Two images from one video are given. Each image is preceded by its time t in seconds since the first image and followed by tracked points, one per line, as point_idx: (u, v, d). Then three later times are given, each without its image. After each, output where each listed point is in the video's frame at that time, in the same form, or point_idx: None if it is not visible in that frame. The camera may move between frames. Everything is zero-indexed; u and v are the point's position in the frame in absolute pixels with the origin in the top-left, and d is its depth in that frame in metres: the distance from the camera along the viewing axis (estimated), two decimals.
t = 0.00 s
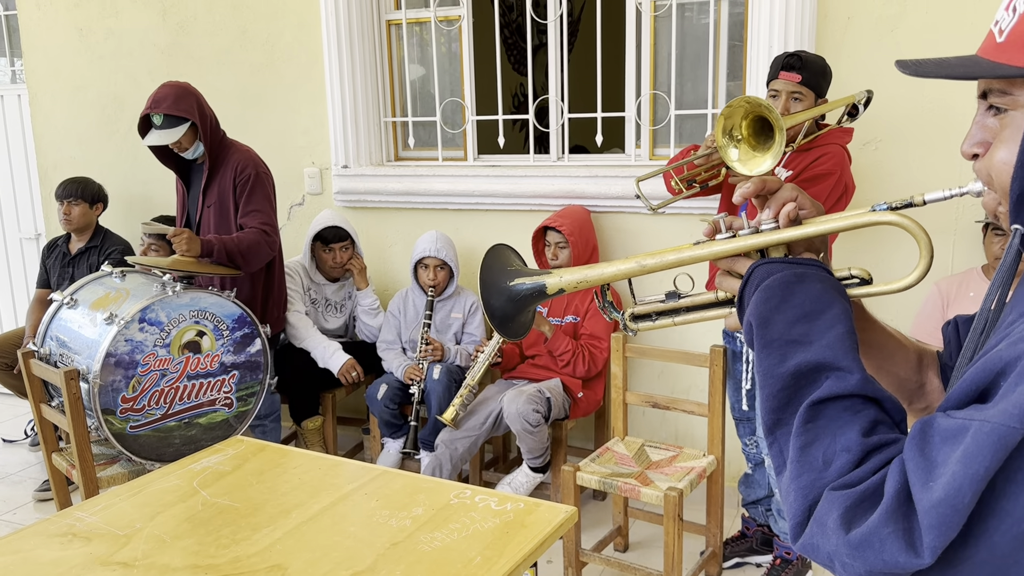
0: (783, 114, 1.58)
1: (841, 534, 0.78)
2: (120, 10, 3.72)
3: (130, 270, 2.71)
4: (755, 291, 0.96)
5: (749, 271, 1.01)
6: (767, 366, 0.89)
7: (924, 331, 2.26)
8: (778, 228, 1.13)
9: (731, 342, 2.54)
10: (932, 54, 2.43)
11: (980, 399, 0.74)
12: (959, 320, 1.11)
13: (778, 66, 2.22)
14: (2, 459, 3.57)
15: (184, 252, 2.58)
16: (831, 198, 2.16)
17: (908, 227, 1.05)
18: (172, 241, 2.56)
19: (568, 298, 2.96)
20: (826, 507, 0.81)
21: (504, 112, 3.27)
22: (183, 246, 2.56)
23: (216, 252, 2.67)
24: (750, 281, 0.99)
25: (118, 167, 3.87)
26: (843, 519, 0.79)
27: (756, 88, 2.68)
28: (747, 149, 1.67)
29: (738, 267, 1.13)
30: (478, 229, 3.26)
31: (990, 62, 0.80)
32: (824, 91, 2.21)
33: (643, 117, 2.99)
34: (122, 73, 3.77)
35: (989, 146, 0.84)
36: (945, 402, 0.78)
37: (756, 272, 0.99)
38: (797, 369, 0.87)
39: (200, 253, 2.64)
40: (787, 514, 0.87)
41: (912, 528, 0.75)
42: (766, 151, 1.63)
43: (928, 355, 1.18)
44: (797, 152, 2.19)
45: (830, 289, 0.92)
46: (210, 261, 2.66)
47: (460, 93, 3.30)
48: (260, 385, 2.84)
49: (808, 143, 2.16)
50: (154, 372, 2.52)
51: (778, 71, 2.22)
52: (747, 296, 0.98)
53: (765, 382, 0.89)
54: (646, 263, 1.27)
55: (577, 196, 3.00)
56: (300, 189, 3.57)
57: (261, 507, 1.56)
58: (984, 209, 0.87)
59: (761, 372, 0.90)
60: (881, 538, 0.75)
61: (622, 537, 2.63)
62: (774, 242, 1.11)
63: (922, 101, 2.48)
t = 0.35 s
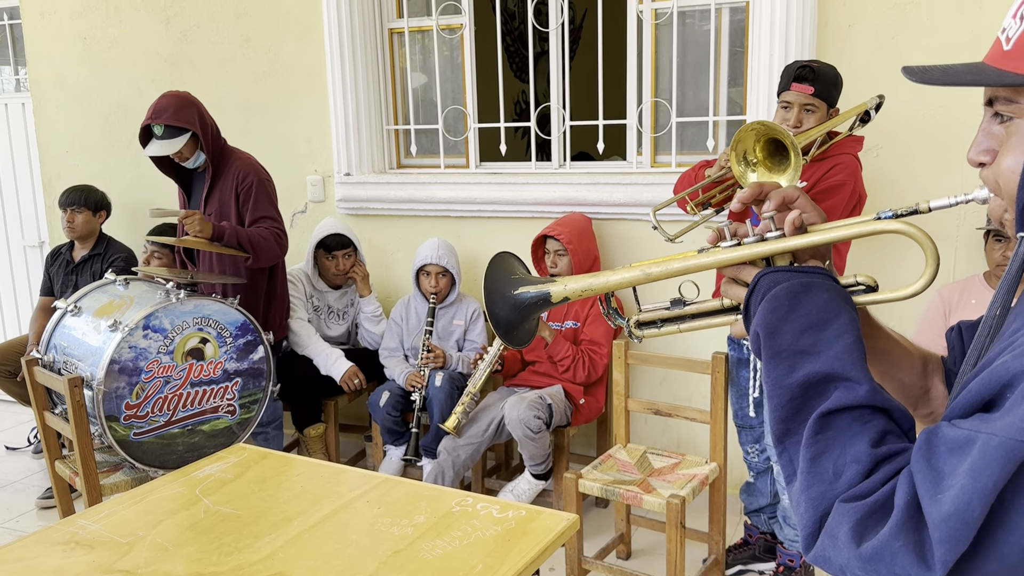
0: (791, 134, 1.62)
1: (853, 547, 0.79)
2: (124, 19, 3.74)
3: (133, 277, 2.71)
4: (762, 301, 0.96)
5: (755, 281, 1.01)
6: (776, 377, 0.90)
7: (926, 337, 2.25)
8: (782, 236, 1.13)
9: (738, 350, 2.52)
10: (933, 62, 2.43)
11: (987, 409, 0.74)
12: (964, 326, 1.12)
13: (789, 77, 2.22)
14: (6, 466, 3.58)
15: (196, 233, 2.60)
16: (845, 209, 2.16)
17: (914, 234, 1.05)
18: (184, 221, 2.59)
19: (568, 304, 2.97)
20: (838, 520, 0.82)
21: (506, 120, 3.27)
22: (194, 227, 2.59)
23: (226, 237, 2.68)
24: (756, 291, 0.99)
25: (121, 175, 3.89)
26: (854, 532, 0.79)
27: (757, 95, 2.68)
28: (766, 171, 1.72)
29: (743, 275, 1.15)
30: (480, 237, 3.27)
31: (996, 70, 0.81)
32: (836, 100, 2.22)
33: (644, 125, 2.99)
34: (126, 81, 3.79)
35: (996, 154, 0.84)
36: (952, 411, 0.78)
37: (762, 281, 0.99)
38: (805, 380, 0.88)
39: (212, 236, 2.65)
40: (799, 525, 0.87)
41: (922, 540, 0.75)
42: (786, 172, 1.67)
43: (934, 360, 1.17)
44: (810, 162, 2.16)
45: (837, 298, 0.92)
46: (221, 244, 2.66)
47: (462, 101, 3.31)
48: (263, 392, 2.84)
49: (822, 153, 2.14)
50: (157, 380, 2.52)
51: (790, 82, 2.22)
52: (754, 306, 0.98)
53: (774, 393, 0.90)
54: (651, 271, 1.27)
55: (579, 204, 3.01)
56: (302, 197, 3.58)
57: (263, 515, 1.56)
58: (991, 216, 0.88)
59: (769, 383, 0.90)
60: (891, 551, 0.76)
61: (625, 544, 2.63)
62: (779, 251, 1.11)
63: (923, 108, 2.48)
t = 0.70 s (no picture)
0: (807, 138, 1.59)
1: (855, 554, 0.79)
2: (130, 29, 3.77)
3: (139, 286, 2.74)
4: (763, 309, 0.97)
5: (756, 289, 1.02)
6: (776, 385, 0.90)
7: (929, 345, 2.25)
8: (784, 245, 1.14)
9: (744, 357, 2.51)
10: (935, 69, 2.44)
11: (988, 416, 0.74)
12: (964, 337, 1.12)
13: (805, 86, 2.23)
14: (11, 474, 3.59)
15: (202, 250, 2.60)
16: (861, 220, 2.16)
17: (914, 244, 1.06)
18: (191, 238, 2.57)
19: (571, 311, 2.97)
20: (840, 527, 0.82)
21: (509, 128, 3.29)
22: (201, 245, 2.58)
23: (233, 252, 2.69)
24: (757, 299, 1.00)
25: (127, 184, 3.91)
26: (857, 539, 0.80)
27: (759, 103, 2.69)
28: (781, 177, 1.69)
29: (746, 283, 1.16)
30: (484, 244, 3.28)
31: (993, 83, 0.81)
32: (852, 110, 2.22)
33: (647, 133, 3.00)
34: (132, 90, 3.81)
35: (995, 165, 0.85)
36: (953, 418, 0.79)
37: (764, 290, 1.00)
38: (806, 389, 0.88)
39: (219, 253, 2.66)
40: (802, 532, 0.88)
41: (925, 547, 0.75)
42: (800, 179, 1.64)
43: (936, 372, 1.18)
44: (824, 172, 2.17)
45: (837, 307, 0.93)
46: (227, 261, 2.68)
47: (465, 110, 3.32)
48: (267, 400, 2.85)
49: (837, 163, 2.15)
50: (162, 388, 2.53)
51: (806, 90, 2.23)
52: (755, 315, 0.99)
53: (775, 401, 0.90)
54: (653, 278, 1.27)
55: (582, 211, 3.01)
56: (307, 205, 3.60)
57: (267, 523, 1.57)
58: (990, 227, 0.88)
59: (771, 391, 0.91)
60: (895, 559, 0.76)
61: (629, 552, 2.62)
62: (780, 259, 1.12)
63: (926, 116, 2.48)
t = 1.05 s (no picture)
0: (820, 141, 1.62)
1: (852, 556, 0.79)
2: (136, 37, 3.79)
3: (144, 291, 2.75)
4: (760, 315, 0.97)
5: (753, 295, 1.02)
6: (774, 390, 0.90)
7: (935, 351, 2.25)
8: (781, 251, 1.14)
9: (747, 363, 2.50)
10: (937, 75, 2.44)
11: (981, 419, 0.74)
12: (962, 341, 1.12)
13: (810, 91, 2.24)
14: (17, 480, 3.60)
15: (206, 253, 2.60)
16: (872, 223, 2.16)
17: (909, 251, 1.06)
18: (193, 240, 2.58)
19: (576, 318, 2.97)
20: (837, 530, 0.82)
21: (513, 134, 3.29)
22: (204, 247, 2.58)
23: (235, 255, 2.69)
24: (754, 305, 1.00)
25: (133, 190, 3.93)
26: (853, 542, 0.80)
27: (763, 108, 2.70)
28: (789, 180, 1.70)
29: (743, 289, 1.16)
30: (488, 250, 3.28)
31: (985, 91, 0.82)
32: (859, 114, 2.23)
33: (651, 139, 3.01)
34: (138, 97, 3.84)
35: (987, 172, 0.86)
36: (948, 422, 0.79)
37: (760, 296, 1.00)
38: (803, 394, 0.88)
39: (221, 256, 2.66)
40: (800, 535, 0.88)
41: (920, 549, 0.75)
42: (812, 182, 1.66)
43: (934, 375, 1.18)
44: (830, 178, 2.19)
45: (833, 312, 0.93)
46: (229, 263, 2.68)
47: (470, 116, 3.33)
48: (272, 405, 2.85)
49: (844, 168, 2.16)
50: (168, 393, 2.54)
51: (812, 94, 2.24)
52: (753, 321, 0.99)
53: (772, 406, 0.91)
54: (651, 285, 1.28)
55: (586, 217, 3.02)
56: (312, 212, 3.62)
57: (272, 528, 1.57)
58: (984, 233, 0.88)
59: (769, 396, 0.91)
60: (890, 561, 0.76)
61: (633, 558, 2.62)
62: (776, 267, 1.12)
63: (929, 122, 2.49)
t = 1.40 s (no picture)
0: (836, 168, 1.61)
1: (850, 558, 0.79)
2: (142, 42, 3.81)
3: (148, 295, 2.76)
4: (758, 319, 0.97)
5: (750, 300, 1.02)
6: (772, 393, 0.91)
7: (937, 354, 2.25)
8: (778, 256, 1.14)
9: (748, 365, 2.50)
10: (940, 78, 2.44)
11: (978, 421, 0.74)
12: (958, 344, 1.11)
13: (811, 98, 2.24)
14: (23, 483, 3.61)
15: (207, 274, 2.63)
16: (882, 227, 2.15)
17: (904, 254, 1.07)
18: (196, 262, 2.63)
19: (581, 322, 2.97)
20: (835, 532, 0.82)
21: (517, 138, 3.30)
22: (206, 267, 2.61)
23: (237, 273, 2.71)
24: (752, 309, 0.99)
25: (139, 194, 3.95)
26: (851, 543, 0.80)
27: (767, 112, 2.70)
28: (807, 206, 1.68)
29: (740, 294, 1.15)
30: (492, 253, 3.29)
31: (978, 95, 0.82)
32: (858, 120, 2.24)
33: (655, 142, 3.02)
34: (143, 102, 3.85)
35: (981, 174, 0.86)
36: (944, 424, 0.79)
37: (758, 300, 1.00)
38: (800, 397, 0.88)
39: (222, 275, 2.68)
40: (798, 537, 0.88)
41: (918, 551, 0.75)
42: (830, 204, 1.63)
43: (932, 378, 1.18)
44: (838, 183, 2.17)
45: (830, 316, 0.93)
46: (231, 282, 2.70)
47: (474, 120, 3.34)
48: (277, 409, 2.86)
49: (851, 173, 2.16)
50: (173, 397, 2.55)
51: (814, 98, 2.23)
52: (750, 324, 0.99)
53: (770, 410, 0.91)
54: (650, 290, 1.28)
55: (590, 221, 3.02)
56: (316, 215, 3.62)
57: (277, 531, 1.58)
58: (978, 236, 0.89)
59: (767, 399, 0.91)
60: (888, 562, 0.76)
61: (638, 562, 2.61)
62: (774, 271, 1.12)
63: (932, 125, 2.49)
